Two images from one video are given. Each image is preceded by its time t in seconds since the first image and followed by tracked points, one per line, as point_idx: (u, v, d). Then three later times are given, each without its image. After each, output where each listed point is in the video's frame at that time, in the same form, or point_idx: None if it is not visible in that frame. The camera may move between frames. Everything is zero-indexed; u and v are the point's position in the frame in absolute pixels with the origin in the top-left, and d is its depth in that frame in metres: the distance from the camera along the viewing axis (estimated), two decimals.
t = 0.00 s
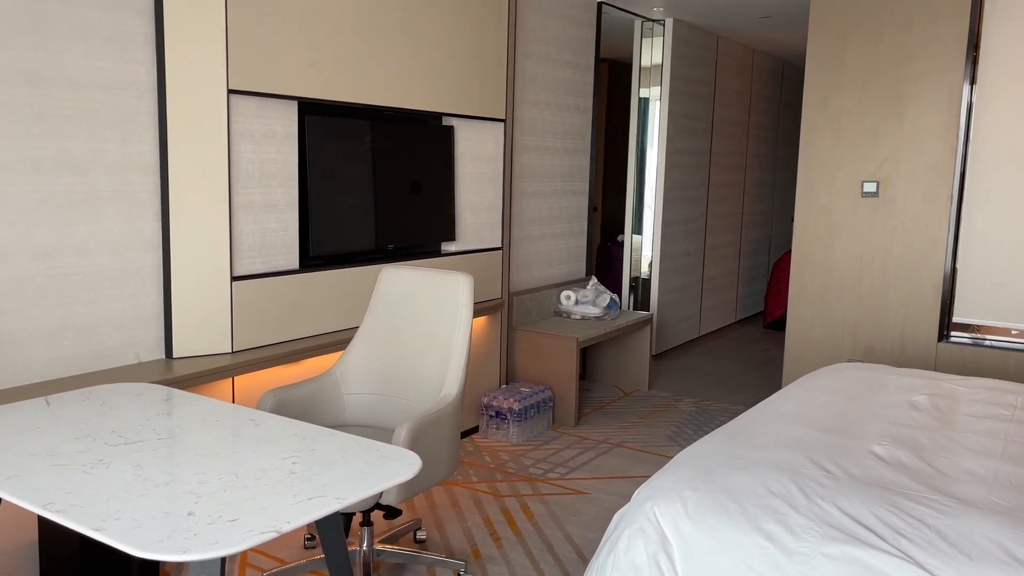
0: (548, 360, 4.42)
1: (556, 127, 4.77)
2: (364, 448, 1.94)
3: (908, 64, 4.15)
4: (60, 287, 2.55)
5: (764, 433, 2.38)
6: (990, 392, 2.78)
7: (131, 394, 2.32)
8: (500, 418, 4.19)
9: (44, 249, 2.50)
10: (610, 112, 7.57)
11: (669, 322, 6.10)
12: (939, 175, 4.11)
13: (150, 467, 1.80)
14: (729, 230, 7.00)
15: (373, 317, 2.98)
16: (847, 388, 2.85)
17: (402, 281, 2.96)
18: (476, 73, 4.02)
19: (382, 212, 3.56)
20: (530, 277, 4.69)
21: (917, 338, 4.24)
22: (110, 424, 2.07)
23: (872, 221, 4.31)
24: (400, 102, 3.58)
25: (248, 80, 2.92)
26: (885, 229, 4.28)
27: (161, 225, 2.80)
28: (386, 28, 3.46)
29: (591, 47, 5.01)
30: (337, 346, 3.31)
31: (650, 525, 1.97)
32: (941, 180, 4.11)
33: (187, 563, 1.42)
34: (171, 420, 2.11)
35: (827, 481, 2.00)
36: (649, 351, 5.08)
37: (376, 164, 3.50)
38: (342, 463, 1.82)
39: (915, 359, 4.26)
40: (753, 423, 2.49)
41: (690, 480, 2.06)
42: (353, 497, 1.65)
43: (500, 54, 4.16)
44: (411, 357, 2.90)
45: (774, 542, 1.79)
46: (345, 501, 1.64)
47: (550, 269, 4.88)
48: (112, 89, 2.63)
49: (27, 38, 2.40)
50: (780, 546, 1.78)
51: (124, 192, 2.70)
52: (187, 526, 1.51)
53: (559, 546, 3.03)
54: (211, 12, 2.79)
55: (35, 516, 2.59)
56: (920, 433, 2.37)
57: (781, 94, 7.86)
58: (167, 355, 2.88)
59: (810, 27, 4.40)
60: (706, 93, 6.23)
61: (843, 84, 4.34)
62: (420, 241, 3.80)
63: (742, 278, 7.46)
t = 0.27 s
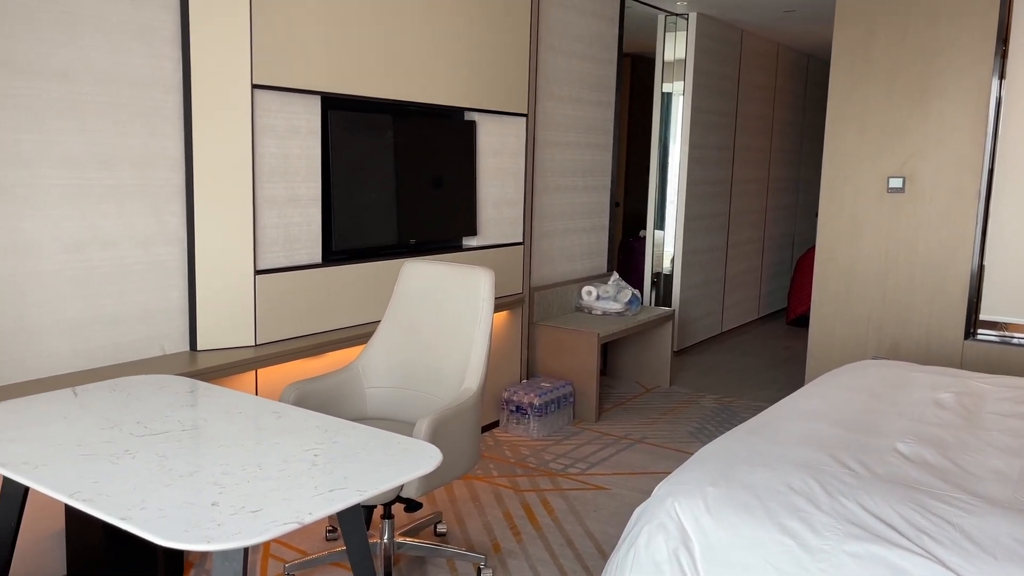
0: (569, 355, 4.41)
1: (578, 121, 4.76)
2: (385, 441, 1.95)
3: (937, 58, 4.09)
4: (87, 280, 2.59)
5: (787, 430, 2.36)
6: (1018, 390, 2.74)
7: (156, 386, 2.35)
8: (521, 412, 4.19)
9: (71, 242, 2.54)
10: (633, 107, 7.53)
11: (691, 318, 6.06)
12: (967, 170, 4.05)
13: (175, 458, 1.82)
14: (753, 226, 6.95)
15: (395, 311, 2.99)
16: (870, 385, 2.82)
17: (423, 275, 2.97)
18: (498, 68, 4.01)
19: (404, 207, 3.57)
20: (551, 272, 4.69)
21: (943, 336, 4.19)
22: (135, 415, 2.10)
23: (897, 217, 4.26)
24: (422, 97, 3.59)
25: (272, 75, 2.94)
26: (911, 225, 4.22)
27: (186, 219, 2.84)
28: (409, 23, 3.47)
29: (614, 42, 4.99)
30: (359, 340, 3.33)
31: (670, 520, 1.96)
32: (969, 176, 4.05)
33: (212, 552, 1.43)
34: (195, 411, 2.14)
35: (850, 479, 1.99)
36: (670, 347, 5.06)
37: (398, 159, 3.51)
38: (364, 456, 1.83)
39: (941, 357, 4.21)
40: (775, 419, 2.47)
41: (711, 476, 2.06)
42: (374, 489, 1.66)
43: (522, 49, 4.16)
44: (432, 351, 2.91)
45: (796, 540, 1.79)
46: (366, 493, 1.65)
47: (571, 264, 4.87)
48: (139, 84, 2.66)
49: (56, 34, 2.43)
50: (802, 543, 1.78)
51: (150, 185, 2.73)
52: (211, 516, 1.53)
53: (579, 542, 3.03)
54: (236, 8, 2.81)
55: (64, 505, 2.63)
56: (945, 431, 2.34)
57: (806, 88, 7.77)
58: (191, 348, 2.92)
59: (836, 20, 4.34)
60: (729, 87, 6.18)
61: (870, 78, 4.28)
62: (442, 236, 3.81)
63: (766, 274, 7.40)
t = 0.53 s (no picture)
0: (589, 351, 4.41)
1: (600, 116, 4.74)
2: (406, 434, 1.96)
3: (965, 52, 4.02)
4: (114, 272, 2.63)
5: (809, 427, 2.34)
6: None
7: (181, 377, 2.38)
8: (541, 407, 4.19)
9: (98, 234, 2.57)
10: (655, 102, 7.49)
11: (714, 314, 6.03)
12: (995, 166, 3.99)
13: (199, 449, 1.84)
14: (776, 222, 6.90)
15: (416, 305, 3.01)
16: (895, 382, 2.79)
17: (444, 270, 2.98)
18: (520, 63, 4.01)
19: (426, 201, 3.58)
20: (572, 267, 4.68)
21: (970, 334, 4.13)
22: (160, 406, 2.12)
23: (923, 213, 4.21)
24: (444, 92, 3.60)
25: (295, 70, 2.96)
26: (937, 221, 4.17)
27: (211, 212, 2.87)
28: (432, 18, 3.47)
29: (637, 36, 4.96)
30: (381, 334, 3.34)
31: (691, 516, 1.96)
32: (998, 171, 3.98)
33: (236, 541, 1.45)
34: (219, 403, 2.16)
35: (873, 477, 1.97)
36: (692, 344, 5.04)
37: (420, 153, 3.52)
38: (385, 449, 1.84)
39: (967, 355, 4.15)
40: (797, 416, 2.45)
41: (732, 472, 2.05)
42: (395, 482, 1.67)
43: (545, 43, 4.15)
44: (453, 345, 2.92)
45: (819, 537, 1.78)
46: (387, 486, 1.66)
47: (593, 259, 4.86)
48: (165, 79, 2.69)
49: (84, 29, 2.46)
50: (824, 541, 1.77)
51: (175, 179, 2.76)
52: (235, 507, 1.55)
53: (599, 537, 3.03)
54: (261, 4, 2.83)
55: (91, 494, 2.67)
56: (970, 429, 2.32)
57: (831, 83, 7.69)
58: (215, 341, 2.95)
59: (862, 14, 4.29)
60: (753, 82, 6.13)
61: (896, 72, 4.23)
62: (463, 231, 3.82)
63: (789, 271, 7.34)
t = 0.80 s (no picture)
0: (611, 347, 4.39)
1: (623, 111, 4.72)
2: (428, 428, 1.97)
3: (994, 45, 3.96)
4: (139, 266, 2.66)
5: (833, 424, 2.32)
6: None
7: (205, 370, 2.40)
8: (562, 403, 4.19)
9: (125, 228, 2.60)
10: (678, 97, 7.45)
11: (736, 311, 5.99)
12: None
13: (223, 441, 1.86)
14: (799, 218, 6.83)
15: (437, 300, 3.01)
16: (920, 380, 2.75)
17: (465, 264, 2.98)
18: (542, 58, 4.00)
19: (447, 196, 3.59)
20: (593, 263, 4.67)
21: (997, 333, 4.07)
22: (185, 399, 2.14)
23: (950, 210, 4.15)
24: (466, 87, 3.59)
25: (319, 65, 2.97)
26: (964, 218, 4.11)
27: (234, 207, 2.89)
28: (454, 13, 3.47)
29: (659, 31, 4.93)
30: (402, 329, 3.35)
31: (713, 513, 1.95)
32: None
33: (259, 533, 1.46)
34: (242, 396, 2.18)
35: (898, 475, 1.95)
36: (714, 340, 5.01)
37: (442, 149, 3.53)
38: (407, 443, 1.85)
39: (994, 353, 4.09)
40: (821, 414, 2.43)
41: (754, 470, 2.03)
42: (417, 476, 1.67)
43: (567, 38, 4.13)
44: (474, 340, 2.92)
45: (842, 535, 1.76)
46: (409, 479, 1.66)
47: (614, 255, 4.84)
48: (190, 74, 2.71)
49: (111, 25, 2.49)
50: (847, 539, 1.75)
51: (200, 174, 2.78)
52: (258, 498, 1.56)
53: (620, 533, 3.02)
54: None
55: (116, 485, 2.71)
56: (998, 429, 2.29)
57: (856, 78, 7.60)
58: (238, 334, 2.97)
59: (889, 8, 4.24)
60: (777, 77, 6.07)
61: (924, 66, 4.17)
62: (484, 226, 3.82)
63: (812, 267, 7.27)
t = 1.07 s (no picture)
0: (631, 343, 4.38)
1: (644, 107, 4.70)
2: (449, 423, 1.97)
3: None
4: (163, 260, 2.68)
5: (856, 422, 2.30)
6: None
7: (227, 363, 2.42)
8: (581, 399, 4.18)
9: (149, 222, 2.63)
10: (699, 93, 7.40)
11: (757, 308, 5.94)
12: None
13: (245, 434, 1.87)
14: (822, 215, 6.77)
15: (458, 295, 3.02)
16: (945, 379, 2.72)
17: (485, 259, 2.98)
18: (563, 53, 3.99)
19: (468, 192, 3.59)
20: (614, 259, 4.65)
21: None
22: (207, 391, 2.16)
23: (977, 206, 4.09)
24: (487, 82, 3.59)
25: (341, 60, 2.98)
26: (991, 215, 4.06)
27: (256, 201, 2.91)
28: (475, 8, 3.47)
29: (682, 26, 4.89)
30: (422, 324, 3.36)
31: (734, 510, 1.94)
32: None
33: (281, 524, 1.48)
34: (264, 389, 2.20)
35: (922, 474, 1.93)
36: (735, 337, 4.98)
37: (463, 144, 3.53)
38: (427, 437, 1.85)
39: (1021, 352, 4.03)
40: (844, 412, 2.41)
41: (776, 467, 2.02)
42: (437, 469, 1.68)
43: (588, 34, 4.12)
44: (494, 336, 2.92)
45: (864, 534, 1.75)
46: (430, 473, 1.67)
47: (634, 251, 4.82)
48: (214, 70, 2.73)
49: (136, 21, 2.51)
50: (870, 538, 1.74)
51: (223, 169, 2.80)
52: (280, 490, 1.58)
53: (639, 530, 3.01)
54: None
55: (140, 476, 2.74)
56: None
57: (880, 73, 7.51)
58: (260, 328, 2.99)
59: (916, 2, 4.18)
60: (801, 72, 6.01)
61: (950, 61, 4.11)
62: (505, 221, 3.81)
63: (835, 264, 7.20)
